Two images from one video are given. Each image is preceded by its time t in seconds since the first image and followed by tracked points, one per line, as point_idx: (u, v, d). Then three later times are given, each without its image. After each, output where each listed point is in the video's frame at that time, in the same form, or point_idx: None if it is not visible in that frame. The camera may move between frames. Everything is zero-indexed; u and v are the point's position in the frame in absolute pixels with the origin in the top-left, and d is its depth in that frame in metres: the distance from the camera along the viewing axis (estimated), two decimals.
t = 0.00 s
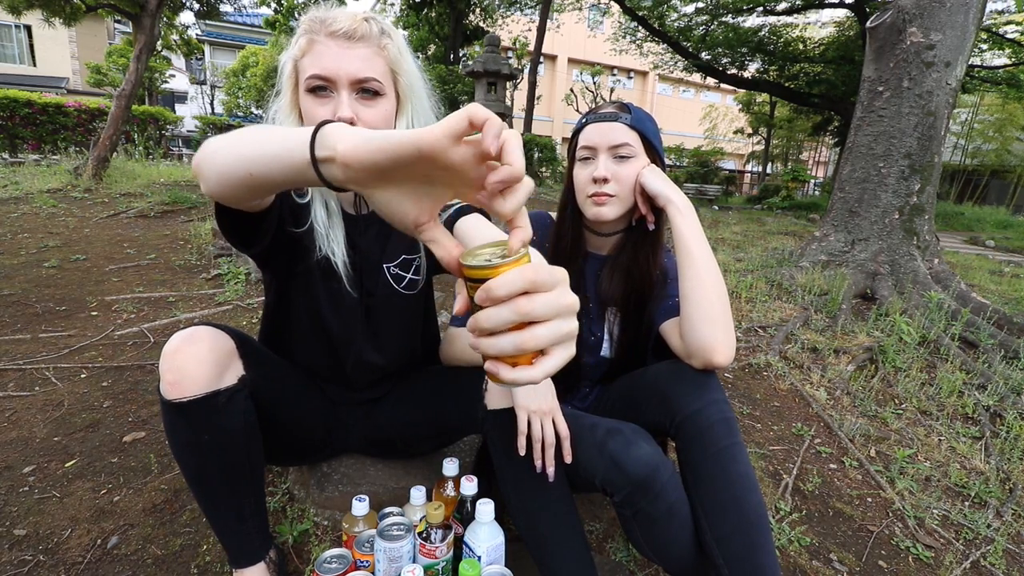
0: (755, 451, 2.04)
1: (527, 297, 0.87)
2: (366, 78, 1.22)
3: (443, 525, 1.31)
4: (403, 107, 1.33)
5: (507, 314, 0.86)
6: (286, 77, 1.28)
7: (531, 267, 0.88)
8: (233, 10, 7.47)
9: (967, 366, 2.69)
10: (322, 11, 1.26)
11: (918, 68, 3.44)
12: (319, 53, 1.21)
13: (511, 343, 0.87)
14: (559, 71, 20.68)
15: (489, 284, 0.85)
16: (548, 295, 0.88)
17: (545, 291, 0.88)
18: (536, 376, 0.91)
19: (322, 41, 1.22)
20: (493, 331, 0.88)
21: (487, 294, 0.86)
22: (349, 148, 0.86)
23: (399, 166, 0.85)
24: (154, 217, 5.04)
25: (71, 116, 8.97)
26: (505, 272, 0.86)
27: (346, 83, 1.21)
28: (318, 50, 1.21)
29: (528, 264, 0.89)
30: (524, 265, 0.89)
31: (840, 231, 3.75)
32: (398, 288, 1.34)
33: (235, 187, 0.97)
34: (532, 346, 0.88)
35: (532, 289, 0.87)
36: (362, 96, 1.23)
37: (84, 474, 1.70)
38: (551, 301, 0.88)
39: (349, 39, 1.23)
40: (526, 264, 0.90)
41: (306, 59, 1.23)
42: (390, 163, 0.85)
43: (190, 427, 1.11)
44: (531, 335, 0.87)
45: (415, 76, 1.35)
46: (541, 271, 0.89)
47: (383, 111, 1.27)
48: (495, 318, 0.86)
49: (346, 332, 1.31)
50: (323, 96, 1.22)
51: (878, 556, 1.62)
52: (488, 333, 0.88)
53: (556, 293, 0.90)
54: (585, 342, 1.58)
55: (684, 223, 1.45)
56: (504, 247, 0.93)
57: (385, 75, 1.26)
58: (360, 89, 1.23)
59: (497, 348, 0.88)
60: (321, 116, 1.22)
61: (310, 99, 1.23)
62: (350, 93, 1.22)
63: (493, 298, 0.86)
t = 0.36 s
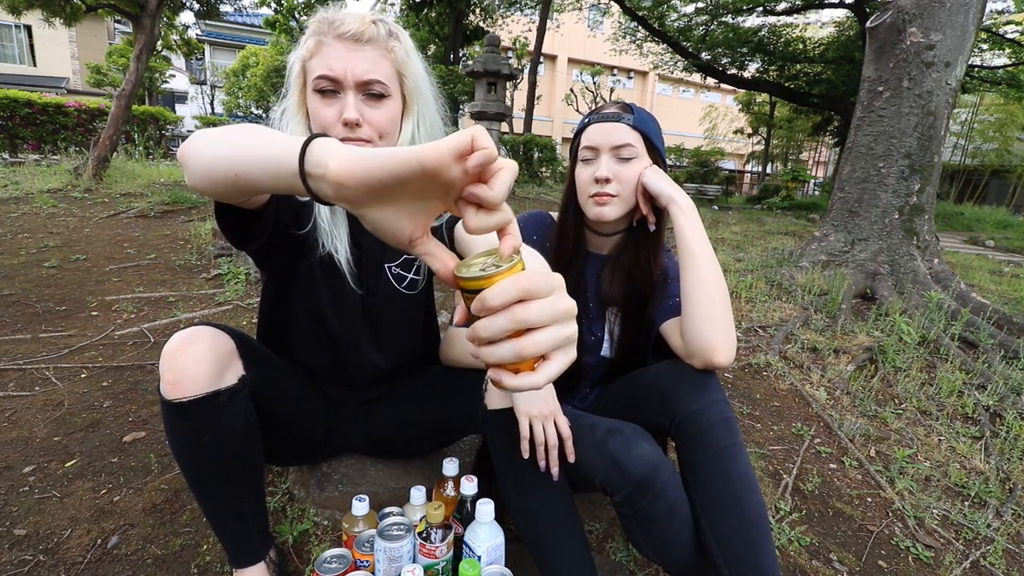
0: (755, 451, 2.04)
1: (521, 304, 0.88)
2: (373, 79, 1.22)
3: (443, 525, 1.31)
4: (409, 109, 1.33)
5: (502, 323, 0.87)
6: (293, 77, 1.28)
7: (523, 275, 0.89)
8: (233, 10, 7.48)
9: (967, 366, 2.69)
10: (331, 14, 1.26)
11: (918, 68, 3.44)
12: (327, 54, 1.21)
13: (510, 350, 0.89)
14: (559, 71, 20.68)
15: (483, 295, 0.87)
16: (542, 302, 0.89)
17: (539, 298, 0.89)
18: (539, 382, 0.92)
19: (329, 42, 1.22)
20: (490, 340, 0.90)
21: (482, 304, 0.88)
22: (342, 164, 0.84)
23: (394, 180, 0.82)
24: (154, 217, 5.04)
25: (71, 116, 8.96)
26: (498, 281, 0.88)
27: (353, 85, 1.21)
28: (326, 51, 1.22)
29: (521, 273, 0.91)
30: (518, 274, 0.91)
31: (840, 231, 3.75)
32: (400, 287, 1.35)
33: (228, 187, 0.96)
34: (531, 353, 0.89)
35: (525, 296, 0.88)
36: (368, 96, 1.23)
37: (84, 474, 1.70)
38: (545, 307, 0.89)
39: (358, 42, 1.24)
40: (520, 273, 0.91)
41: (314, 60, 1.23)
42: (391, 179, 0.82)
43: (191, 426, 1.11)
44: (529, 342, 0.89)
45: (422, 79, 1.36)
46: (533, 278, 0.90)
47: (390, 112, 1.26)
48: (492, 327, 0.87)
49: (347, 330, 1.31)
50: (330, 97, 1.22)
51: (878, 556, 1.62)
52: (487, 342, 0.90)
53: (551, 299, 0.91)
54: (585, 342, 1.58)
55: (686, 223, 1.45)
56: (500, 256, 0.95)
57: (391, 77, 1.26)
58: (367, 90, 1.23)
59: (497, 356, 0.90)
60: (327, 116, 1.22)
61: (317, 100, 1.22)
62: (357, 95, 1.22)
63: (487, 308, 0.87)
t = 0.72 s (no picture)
0: (755, 451, 2.05)
1: (575, 314, 0.84)
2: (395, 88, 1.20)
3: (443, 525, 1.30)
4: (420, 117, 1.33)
5: (550, 329, 0.83)
6: (306, 77, 1.21)
7: (577, 284, 0.85)
8: (233, 10, 7.48)
9: (967, 366, 2.69)
10: (350, 18, 1.22)
11: (918, 68, 3.44)
12: (350, 58, 1.17)
13: (550, 358, 0.84)
14: (559, 71, 20.68)
15: (536, 298, 0.82)
16: (593, 314, 0.85)
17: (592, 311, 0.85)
18: (566, 394, 0.88)
19: (353, 47, 1.18)
20: (532, 344, 0.84)
21: (533, 307, 0.82)
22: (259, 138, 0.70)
23: (299, 147, 0.65)
24: (154, 217, 5.04)
25: (71, 116, 8.96)
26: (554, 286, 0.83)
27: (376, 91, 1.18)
28: (349, 55, 1.17)
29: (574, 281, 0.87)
30: (572, 283, 0.87)
31: (840, 231, 3.76)
32: (403, 289, 1.34)
33: (200, 197, 0.89)
34: (569, 363, 0.85)
35: (580, 306, 0.84)
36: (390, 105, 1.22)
37: (84, 474, 1.70)
38: (597, 321, 0.86)
39: (382, 49, 1.20)
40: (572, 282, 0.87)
41: (335, 62, 1.17)
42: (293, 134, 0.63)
43: (192, 426, 1.11)
44: (571, 352, 0.85)
45: (431, 86, 1.35)
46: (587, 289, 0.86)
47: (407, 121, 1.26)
48: (539, 331, 0.83)
49: (348, 334, 1.31)
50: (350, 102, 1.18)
51: (878, 556, 1.62)
52: (527, 345, 0.85)
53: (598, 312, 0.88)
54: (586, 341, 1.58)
55: (687, 223, 1.45)
56: (551, 262, 0.90)
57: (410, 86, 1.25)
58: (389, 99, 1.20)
59: (534, 362, 0.84)
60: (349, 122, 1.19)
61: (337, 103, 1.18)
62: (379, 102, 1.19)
63: (539, 311, 0.82)
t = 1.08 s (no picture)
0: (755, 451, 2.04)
1: (586, 323, 0.89)
2: (403, 97, 1.21)
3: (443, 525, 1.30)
4: (423, 122, 1.33)
5: (566, 339, 0.88)
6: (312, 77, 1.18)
7: (584, 292, 0.90)
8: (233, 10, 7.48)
9: (967, 366, 2.69)
10: (358, 20, 1.21)
11: (918, 68, 3.44)
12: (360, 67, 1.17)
13: (568, 365, 0.90)
14: (559, 71, 20.69)
15: (550, 310, 0.86)
16: (601, 320, 0.91)
17: (599, 317, 0.91)
18: (585, 398, 0.95)
19: (363, 54, 1.17)
20: (549, 355, 0.90)
21: (548, 318, 0.86)
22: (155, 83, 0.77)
23: (191, 83, 0.73)
24: (154, 217, 5.04)
25: (71, 116, 8.96)
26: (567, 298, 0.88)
27: (384, 100, 1.18)
28: (358, 62, 1.16)
29: (580, 290, 0.91)
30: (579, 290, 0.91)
31: (840, 231, 3.76)
32: (402, 289, 1.32)
33: (134, 184, 0.88)
34: (585, 368, 0.92)
35: (589, 315, 0.89)
36: (394, 113, 1.21)
37: (84, 474, 1.70)
38: (605, 326, 0.91)
39: (391, 56, 1.20)
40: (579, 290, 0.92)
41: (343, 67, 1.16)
42: (184, 70, 0.72)
43: (193, 426, 1.11)
44: (586, 357, 0.91)
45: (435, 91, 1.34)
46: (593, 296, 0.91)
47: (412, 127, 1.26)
48: (555, 341, 0.88)
49: (348, 334, 1.30)
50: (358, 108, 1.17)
51: (878, 556, 1.61)
52: (543, 355, 0.90)
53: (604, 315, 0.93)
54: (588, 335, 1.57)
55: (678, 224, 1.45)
56: (556, 271, 0.95)
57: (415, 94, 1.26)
58: (395, 107, 1.21)
59: (554, 371, 0.90)
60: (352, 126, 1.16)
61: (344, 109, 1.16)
62: (385, 109, 1.19)
63: (553, 322, 0.87)
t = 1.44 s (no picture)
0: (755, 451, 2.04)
1: (579, 339, 0.90)
2: (406, 110, 1.19)
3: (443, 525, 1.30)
4: (423, 130, 1.31)
5: (559, 354, 0.89)
6: (309, 89, 1.16)
7: (578, 307, 0.91)
8: (233, 10, 7.48)
9: (967, 366, 2.69)
10: (358, 29, 1.17)
11: (918, 68, 3.44)
12: (361, 79, 1.13)
13: (562, 381, 0.91)
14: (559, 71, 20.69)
15: (543, 325, 0.87)
16: (595, 335, 0.92)
17: (593, 331, 0.92)
18: (580, 413, 0.96)
19: (363, 65, 1.14)
20: (543, 369, 0.90)
21: (542, 334, 0.87)
22: (135, 197, 0.84)
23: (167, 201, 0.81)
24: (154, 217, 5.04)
25: (71, 116, 8.95)
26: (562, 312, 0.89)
27: (387, 114, 1.16)
28: (359, 75, 1.13)
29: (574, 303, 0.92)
30: (573, 303, 0.93)
31: (840, 231, 3.76)
32: (399, 291, 1.32)
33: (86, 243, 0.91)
34: (580, 383, 0.93)
35: (582, 331, 0.90)
36: (397, 125, 1.20)
37: (84, 474, 1.70)
38: (598, 340, 0.92)
39: (393, 68, 1.17)
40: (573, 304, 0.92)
41: (342, 80, 1.14)
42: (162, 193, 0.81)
43: (193, 425, 1.11)
44: (580, 372, 0.92)
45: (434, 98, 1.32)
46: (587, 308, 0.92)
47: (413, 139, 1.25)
48: (548, 357, 0.89)
49: (344, 339, 1.30)
50: (359, 123, 1.15)
51: (878, 556, 1.61)
52: (537, 371, 0.91)
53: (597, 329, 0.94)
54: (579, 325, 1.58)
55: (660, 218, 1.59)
56: (551, 285, 0.95)
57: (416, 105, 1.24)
58: (398, 120, 1.19)
59: (548, 386, 0.91)
60: (354, 142, 1.16)
61: (344, 124, 1.15)
62: (388, 123, 1.17)
63: (548, 337, 0.88)
